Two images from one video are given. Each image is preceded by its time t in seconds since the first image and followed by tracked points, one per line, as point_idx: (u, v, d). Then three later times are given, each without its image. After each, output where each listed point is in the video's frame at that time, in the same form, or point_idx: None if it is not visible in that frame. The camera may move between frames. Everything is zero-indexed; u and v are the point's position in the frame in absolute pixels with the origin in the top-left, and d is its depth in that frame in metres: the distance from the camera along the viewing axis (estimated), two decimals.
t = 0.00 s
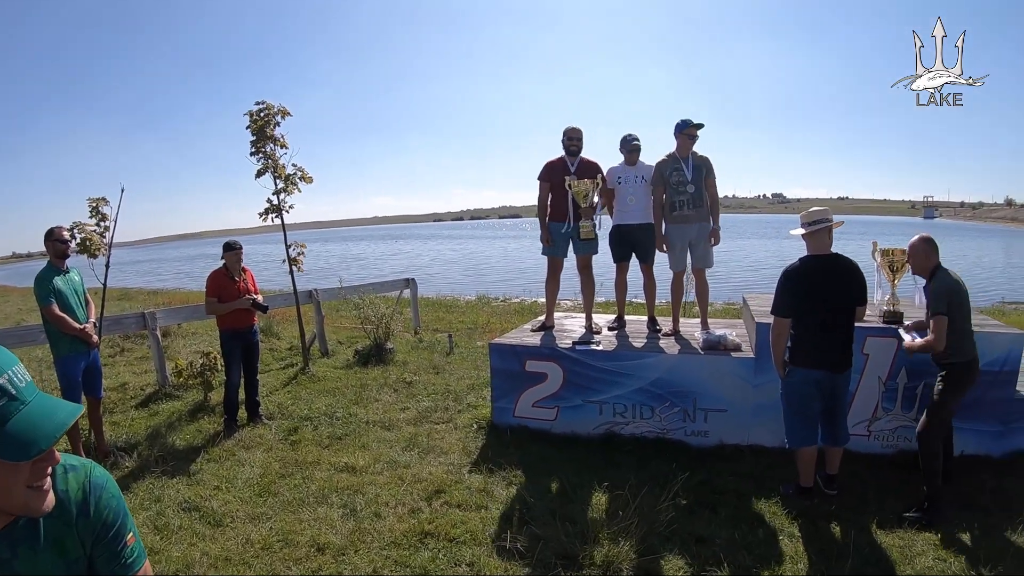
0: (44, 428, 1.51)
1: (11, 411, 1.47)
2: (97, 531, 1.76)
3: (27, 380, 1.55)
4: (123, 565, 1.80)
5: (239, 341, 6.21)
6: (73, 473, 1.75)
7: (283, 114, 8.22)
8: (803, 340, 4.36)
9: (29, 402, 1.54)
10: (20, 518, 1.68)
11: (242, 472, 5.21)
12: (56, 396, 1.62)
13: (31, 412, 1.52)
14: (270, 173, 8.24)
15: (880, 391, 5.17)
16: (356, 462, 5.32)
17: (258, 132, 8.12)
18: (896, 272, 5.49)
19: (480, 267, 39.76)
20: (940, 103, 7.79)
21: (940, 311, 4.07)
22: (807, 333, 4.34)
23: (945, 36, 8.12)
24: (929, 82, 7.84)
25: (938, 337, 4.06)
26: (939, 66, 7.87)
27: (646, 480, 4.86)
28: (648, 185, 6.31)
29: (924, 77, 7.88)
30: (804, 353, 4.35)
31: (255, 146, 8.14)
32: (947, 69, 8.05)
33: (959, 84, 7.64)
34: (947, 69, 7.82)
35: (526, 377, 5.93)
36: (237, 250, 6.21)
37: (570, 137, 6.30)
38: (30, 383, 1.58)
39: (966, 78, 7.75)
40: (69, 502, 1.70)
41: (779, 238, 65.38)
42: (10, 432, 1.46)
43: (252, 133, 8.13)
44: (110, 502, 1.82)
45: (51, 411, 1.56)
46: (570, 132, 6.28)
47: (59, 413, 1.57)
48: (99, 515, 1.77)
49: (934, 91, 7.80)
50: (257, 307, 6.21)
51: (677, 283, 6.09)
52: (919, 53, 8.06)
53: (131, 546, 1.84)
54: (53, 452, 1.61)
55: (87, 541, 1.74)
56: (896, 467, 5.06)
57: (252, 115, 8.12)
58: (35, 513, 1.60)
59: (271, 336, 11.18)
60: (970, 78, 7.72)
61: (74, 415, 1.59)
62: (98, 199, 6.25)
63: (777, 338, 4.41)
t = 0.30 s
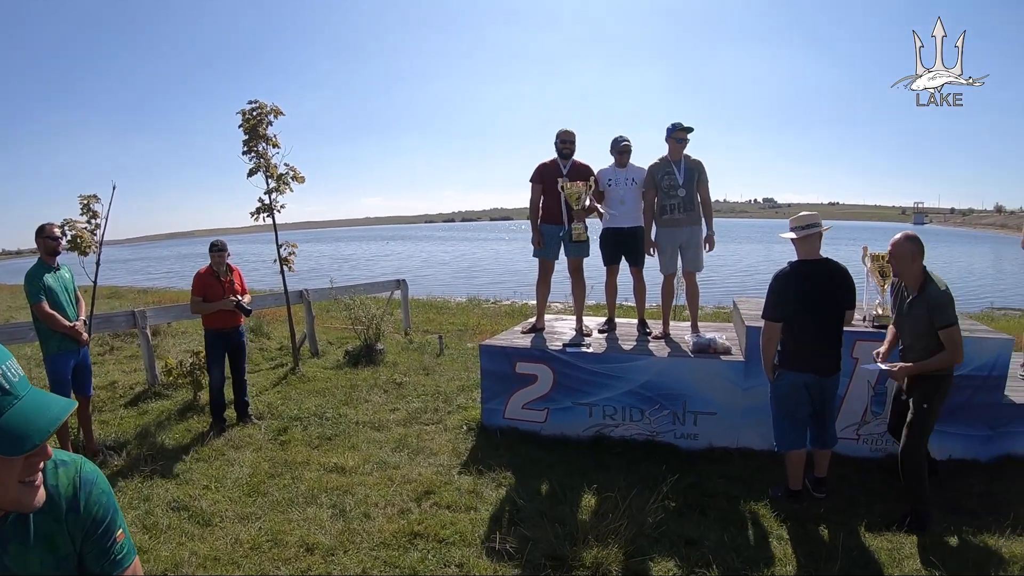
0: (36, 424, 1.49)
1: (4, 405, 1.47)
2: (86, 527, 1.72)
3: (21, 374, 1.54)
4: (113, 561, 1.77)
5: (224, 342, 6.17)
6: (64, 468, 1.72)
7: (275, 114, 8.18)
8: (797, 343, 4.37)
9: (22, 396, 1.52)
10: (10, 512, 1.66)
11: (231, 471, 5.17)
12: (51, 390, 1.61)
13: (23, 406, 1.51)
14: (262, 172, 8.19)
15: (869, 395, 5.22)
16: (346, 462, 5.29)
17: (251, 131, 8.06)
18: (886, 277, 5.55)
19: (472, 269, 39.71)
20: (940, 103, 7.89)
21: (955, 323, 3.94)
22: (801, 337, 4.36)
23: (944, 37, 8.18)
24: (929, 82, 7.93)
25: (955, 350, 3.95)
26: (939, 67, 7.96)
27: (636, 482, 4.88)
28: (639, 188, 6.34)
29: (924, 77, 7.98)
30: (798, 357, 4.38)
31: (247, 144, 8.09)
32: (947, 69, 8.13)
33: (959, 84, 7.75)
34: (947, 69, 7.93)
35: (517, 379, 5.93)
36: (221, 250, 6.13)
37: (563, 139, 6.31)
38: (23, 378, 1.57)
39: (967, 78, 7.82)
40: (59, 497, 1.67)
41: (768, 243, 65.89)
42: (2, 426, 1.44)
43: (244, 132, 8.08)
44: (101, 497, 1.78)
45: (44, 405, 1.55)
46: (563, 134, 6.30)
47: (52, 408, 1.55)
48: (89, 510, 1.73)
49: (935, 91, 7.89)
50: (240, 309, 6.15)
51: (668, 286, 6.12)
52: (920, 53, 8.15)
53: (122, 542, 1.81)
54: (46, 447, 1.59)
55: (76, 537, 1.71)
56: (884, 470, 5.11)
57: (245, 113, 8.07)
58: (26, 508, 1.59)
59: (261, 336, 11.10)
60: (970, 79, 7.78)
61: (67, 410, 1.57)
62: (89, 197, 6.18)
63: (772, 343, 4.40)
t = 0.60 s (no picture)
0: (38, 421, 1.48)
1: (7, 403, 1.44)
2: (86, 526, 1.70)
3: (23, 371, 1.52)
4: (112, 560, 1.75)
5: (212, 342, 6.14)
6: (64, 466, 1.70)
7: (274, 113, 8.17)
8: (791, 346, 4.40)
9: (25, 394, 1.50)
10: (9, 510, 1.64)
11: (226, 471, 5.15)
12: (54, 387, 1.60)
13: (27, 403, 1.49)
14: (259, 171, 8.17)
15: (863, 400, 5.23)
16: (342, 462, 5.28)
17: (249, 130, 8.04)
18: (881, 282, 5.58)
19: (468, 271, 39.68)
20: (940, 103, 7.93)
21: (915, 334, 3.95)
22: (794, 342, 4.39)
23: (945, 39, 8.23)
24: (930, 82, 8.00)
25: (908, 362, 3.97)
26: (939, 66, 8.02)
27: (632, 485, 4.88)
28: (636, 192, 6.36)
29: (924, 77, 8.04)
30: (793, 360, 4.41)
31: (244, 143, 8.08)
32: (946, 70, 8.17)
33: (958, 84, 7.82)
34: (947, 69, 8.00)
35: (513, 381, 5.93)
36: (208, 250, 6.10)
37: (561, 142, 6.32)
38: (26, 376, 1.55)
39: (966, 78, 7.83)
40: (58, 495, 1.65)
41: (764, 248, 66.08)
42: (6, 424, 1.43)
43: (242, 131, 8.06)
44: (100, 496, 1.76)
45: (47, 403, 1.53)
46: (560, 137, 6.31)
47: (56, 405, 1.54)
48: (89, 509, 1.71)
49: (936, 91, 7.95)
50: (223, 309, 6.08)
51: (665, 289, 6.14)
52: (920, 52, 8.17)
53: (121, 540, 1.79)
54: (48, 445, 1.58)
55: (76, 536, 1.68)
56: (878, 474, 5.13)
57: (243, 112, 8.06)
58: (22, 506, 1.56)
59: (255, 336, 11.06)
60: (970, 78, 7.80)
61: (71, 408, 1.57)
62: (86, 193, 6.15)
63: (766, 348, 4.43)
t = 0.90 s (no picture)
0: (63, 423, 1.46)
1: (31, 403, 1.42)
2: (98, 521, 1.69)
3: (46, 370, 1.49)
4: (124, 555, 1.73)
5: (206, 341, 6.15)
6: (76, 461, 1.70)
7: (280, 111, 8.21)
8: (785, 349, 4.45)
9: (48, 394, 1.48)
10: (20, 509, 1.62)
11: (228, 468, 5.17)
12: (73, 388, 1.58)
13: (50, 403, 1.47)
14: (265, 169, 8.22)
15: (867, 407, 5.22)
16: (345, 461, 5.29)
17: (255, 128, 8.10)
18: (885, 289, 5.56)
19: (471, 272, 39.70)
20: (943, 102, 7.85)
21: (851, 329, 3.66)
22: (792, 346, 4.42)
23: (945, 37, 8.11)
24: (929, 82, 7.96)
25: (843, 361, 3.66)
26: (938, 66, 7.97)
27: (633, 488, 4.88)
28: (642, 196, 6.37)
29: (924, 77, 8.00)
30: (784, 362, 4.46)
31: (250, 140, 8.12)
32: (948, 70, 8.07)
33: (959, 84, 7.74)
34: (947, 69, 7.93)
35: (517, 382, 5.93)
36: (204, 249, 6.11)
37: (567, 145, 6.33)
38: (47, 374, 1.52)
39: (966, 78, 7.75)
40: (71, 490, 1.64)
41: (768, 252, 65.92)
42: (33, 425, 1.41)
43: (248, 128, 8.10)
44: (112, 491, 1.75)
45: (69, 402, 1.52)
46: (566, 140, 6.32)
47: (77, 406, 1.53)
48: (101, 504, 1.71)
49: (934, 91, 7.91)
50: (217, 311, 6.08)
51: (669, 294, 6.13)
52: (920, 52, 8.06)
53: (132, 536, 1.78)
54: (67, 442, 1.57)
55: (87, 531, 1.68)
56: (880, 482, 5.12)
57: (250, 110, 8.10)
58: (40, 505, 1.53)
59: (258, 333, 11.08)
60: (969, 79, 7.72)
61: (92, 410, 1.56)
62: (92, 188, 6.22)
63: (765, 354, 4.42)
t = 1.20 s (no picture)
0: (125, 412, 1.52)
1: (94, 393, 1.47)
2: (137, 510, 1.70)
3: (102, 361, 1.54)
4: (160, 546, 1.74)
5: (223, 341, 6.29)
6: (115, 451, 1.72)
7: (307, 110, 8.38)
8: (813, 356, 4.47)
9: (107, 382, 1.53)
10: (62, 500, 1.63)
11: (247, 463, 5.28)
12: (127, 377, 1.63)
13: (108, 393, 1.52)
14: (290, 167, 8.39)
15: (887, 420, 5.09)
16: (364, 460, 5.36)
17: (282, 126, 8.27)
18: (908, 303, 5.45)
19: (492, 275, 39.79)
20: (940, 102, 7.52)
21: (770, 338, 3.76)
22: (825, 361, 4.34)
23: (944, 38, 7.90)
24: (930, 82, 7.76)
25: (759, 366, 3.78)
26: (937, 65, 7.74)
27: (651, 496, 4.84)
28: (668, 204, 6.35)
29: (922, 77, 7.80)
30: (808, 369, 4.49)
31: (277, 139, 8.30)
32: (946, 70, 7.79)
33: (958, 84, 7.52)
34: (947, 69, 7.72)
35: (537, 387, 5.95)
36: (222, 244, 6.29)
37: (593, 151, 6.34)
38: (105, 366, 1.56)
39: (965, 78, 7.51)
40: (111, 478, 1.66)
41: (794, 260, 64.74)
42: (97, 414, 1.45)
43: (275, 126, 8.29)
44: (151, 481, 1.76)
45: (126, 392, 1.58)
46: (593, 146, 6.33)
47: (139, 395, 1.61)
48: (140, 493, 1.72)
49: (932, 91, 7.69)
50: (233, 310, 6.21)
51: (691, 303, 6.10)
52: (918, 53, 7.85)
53: (168, 528, 1.79)
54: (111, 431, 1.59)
55: (125, 520, 1.68)
56: (900, 497, 4.99)
57: (277, 108, 8.28)
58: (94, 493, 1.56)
59: (279, 331, 11.28)
60: (969, 79, 7.50)
61: (152, 399, 1.64)
62: (118, 180, 6.43)
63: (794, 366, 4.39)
